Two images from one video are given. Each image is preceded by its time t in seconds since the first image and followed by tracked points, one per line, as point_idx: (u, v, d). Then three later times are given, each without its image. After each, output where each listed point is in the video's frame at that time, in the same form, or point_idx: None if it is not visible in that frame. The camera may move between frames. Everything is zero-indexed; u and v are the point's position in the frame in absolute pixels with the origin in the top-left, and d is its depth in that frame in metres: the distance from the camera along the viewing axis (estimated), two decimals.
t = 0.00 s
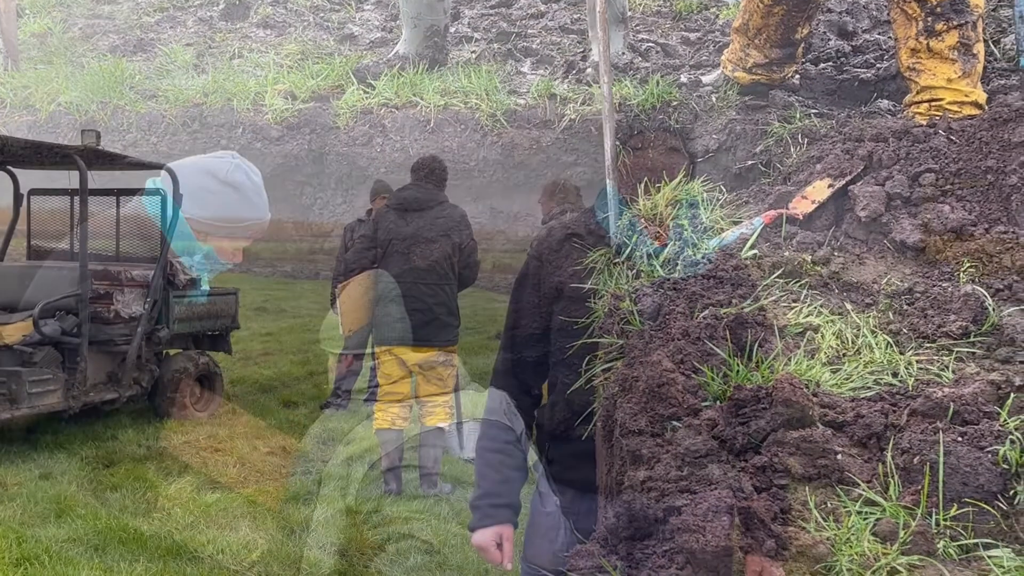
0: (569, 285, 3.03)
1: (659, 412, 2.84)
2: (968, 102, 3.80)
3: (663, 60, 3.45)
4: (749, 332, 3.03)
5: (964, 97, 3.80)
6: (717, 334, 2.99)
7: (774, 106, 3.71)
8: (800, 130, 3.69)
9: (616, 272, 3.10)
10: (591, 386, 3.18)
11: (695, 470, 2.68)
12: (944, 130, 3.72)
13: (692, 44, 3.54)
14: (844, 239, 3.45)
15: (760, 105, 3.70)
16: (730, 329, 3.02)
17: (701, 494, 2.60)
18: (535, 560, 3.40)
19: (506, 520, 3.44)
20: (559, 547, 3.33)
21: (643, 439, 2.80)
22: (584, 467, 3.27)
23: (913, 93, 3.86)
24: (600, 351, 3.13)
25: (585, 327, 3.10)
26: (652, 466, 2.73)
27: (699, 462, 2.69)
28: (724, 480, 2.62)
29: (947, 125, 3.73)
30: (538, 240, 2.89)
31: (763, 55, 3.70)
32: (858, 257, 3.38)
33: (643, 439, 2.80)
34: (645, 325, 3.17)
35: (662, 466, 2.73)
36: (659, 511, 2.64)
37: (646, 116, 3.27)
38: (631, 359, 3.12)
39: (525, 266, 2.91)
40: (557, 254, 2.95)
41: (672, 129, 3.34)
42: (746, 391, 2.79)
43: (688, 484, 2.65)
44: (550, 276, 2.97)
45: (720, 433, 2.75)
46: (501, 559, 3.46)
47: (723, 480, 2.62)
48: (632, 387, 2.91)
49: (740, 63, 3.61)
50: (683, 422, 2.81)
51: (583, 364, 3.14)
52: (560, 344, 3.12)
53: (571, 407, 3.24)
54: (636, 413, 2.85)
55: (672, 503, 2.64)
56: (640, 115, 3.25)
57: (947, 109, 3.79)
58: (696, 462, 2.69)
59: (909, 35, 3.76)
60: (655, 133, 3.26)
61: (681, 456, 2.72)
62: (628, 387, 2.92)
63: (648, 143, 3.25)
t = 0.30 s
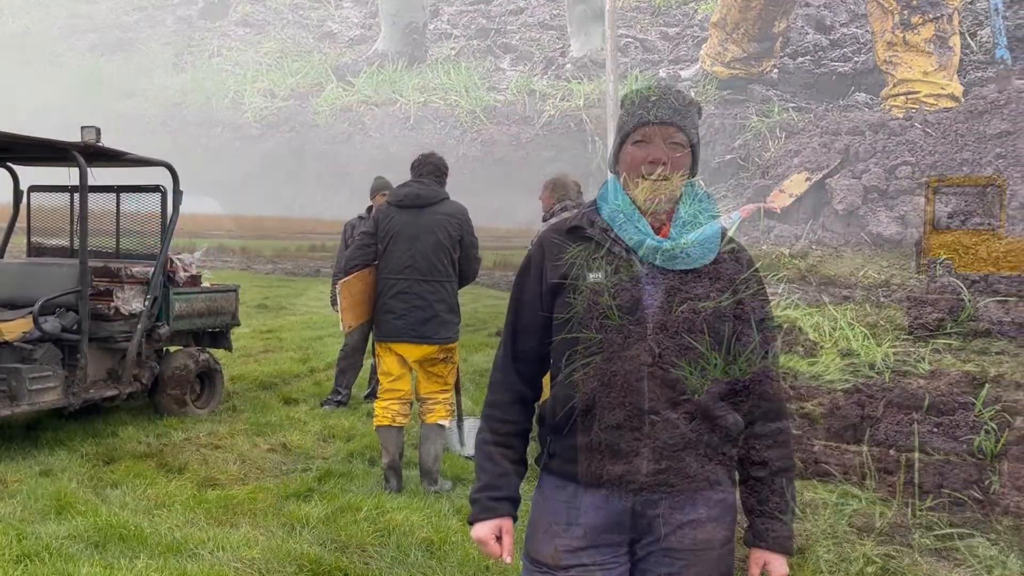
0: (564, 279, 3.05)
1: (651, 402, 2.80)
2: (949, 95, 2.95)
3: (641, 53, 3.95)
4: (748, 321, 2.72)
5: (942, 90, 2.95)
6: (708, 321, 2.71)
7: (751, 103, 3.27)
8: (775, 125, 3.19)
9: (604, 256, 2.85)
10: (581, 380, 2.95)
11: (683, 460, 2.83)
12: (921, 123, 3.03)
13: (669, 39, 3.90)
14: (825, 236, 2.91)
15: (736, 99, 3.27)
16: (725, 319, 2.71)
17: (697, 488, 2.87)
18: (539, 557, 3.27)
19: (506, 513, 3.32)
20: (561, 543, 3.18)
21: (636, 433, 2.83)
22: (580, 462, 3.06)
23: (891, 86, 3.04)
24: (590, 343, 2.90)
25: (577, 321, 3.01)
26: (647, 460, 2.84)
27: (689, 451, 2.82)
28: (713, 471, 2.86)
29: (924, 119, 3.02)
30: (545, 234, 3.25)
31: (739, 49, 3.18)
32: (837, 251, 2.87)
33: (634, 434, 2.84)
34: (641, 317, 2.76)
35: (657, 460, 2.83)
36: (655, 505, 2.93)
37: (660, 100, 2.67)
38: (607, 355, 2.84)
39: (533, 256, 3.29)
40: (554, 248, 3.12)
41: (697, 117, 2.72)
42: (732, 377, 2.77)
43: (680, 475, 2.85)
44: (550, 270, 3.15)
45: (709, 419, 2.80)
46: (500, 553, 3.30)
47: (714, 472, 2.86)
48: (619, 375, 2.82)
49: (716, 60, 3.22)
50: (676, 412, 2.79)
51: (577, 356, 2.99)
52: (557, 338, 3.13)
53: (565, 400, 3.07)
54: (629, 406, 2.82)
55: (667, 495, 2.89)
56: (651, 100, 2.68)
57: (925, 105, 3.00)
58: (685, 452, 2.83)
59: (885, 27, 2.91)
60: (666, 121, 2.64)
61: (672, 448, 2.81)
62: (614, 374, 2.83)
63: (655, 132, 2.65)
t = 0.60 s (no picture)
0: (572, 275, 3.28)
1: (656, 393, 3.16)
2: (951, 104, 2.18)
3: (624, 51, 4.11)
4: (729, 325, 3.27)
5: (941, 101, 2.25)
6: (702, 323, 3.21)
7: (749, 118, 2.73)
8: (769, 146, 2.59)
9: (613, 258, 3.25)
10: (590, 372, 3.22)
11: (682, 448, 3.18)
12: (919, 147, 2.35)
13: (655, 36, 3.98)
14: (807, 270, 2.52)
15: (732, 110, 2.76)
16: (712, 322, 3.22)
17: (695, 480, 3.20)
18: (537, 553, 3.28)
19: (507, 509, 3.33)
20: (562, 539, 3.22)
21: (642, 421, 3.16)
22: (587, 455, 3.22)
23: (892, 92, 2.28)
24: (601, 337, 3.22)
25: (584, 315, 3.24)
26: (652, 449, 3.16)
27: (686, 441, 3.18)
28: (708, 462, 3.23)
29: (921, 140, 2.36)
30: (547, 231, 3.43)
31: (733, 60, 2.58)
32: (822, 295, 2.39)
33: (642, 423, 3.16)
34: (646, 317, 3.18)
35: (660, 447, 3.16)
36: (657, 499, 3.19)
37: (667, 98, 3.32)
38: (608, 348, 3.20)
39: (535, 255, 3.46)
40: (561, 248, 3.36)
41: (698, 110, 3.38)
42: (718, 372, 3.29)
43: (679, 465, 3.18)
44: (553, 266, 3.36)
45: (705, 411, 3.21)
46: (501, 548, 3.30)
47: (708, 462, 3.23)
48: (630, 368, 3.17)
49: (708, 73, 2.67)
50: (676, 402, 3.19)
51: (585, 351, 3.25)
52: (560, 332, 3.33)
53: (572, 393, 3.25)
54: (639, 396, 3.16)
55: (668, 486, 3.17)
56: (660, 97, 3.33)
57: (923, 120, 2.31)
58: (683, 441, 3.18)
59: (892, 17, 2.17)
60: (672, 115, 3.30)
61: (671, 435, 3.16)
62: (624, 367, 3.17)
63: (661, 126, 3.33)
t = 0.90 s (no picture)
0: (575, 269, 3.25)
1: (657, 388, 3.14)
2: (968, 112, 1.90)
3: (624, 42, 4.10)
4: (731, 321, 3.24)
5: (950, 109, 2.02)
6: (703, 318, 3.18)
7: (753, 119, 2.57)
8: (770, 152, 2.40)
9: (615, 252, 3.23)
10: (592, 366, 3.19)
11: (683, 443, 3.15)
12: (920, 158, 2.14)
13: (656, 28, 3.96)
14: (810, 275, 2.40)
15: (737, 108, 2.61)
16: (714, 318, 3.20)
17: (696, 476, 3.17)
18: (539, 548, 3.26)
19: (505, 503, 3.31)
20: (563, 534, 3.19)
21: (642, 415, 3.13)
22: (588, 450, 3.20)
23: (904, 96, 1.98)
24: (603, 331, 3.19)
25: (586, 309, 3.21)
26: (652, 444, 3.13)
27: (687, 436, 3.15)
28: (709, 457, 3.20)
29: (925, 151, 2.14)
30: (549, 226, 3.41)
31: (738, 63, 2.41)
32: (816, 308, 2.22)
33: (643, 417, 3.13)
34: (648, 311, 3.16)
35: (662, 442, 3.13)
36: (658, 494, 3.16)
37: (672, 94, 3.30)
38: (610, 342, 3.17)
39: (537, 249, 3.43)
40: (563, 242, 3.33)
41: (702, 108, 3.36)
42: (719, 368, 3.26)
43: (680, 461, 3.15)
44: (555, 260, 3.32)
45: (705, 407, 3.19)
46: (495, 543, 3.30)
47: (709, 458, 3.20)
48: (631, 362, 3.14)
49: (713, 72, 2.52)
50: (677, 397, 3.16)
51: (586, 345, 3.22)
52: (562, 327, 3.30)
53: (573, 387, 3.22)
54: (640, 391, 3.13)
55: (669, 481, 3.14)
56: (665, 93, 3.30)
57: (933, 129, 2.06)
58: (684, 436, 3.15)
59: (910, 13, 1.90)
60: (678, 111, 3.28)
61: (672, 430, 3.14)
62: (626, 362, 3.15)
63: (666, 122, 3.30)
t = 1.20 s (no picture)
0: (575, 269, 3.23)
1: (658, 388, 3.11)
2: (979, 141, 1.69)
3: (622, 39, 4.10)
4: (732, 321, 3.22)
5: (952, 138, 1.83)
6: (705, 319, 3.16)
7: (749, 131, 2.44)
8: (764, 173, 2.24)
9: (616, 252, 3.21)
10: (592, 366, 3.17)
11: (684, 443, 3.13)
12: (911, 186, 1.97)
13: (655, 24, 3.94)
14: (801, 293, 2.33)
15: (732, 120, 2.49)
16: (716, 319, 3.18)
17: (696, 476, 3.15)
18: (539, 547, 3.24)
19: (506, 502, 3.28)
20: (564, 534, 3.16)
21: (643, 415, 3.11)
22: (588, 451, 3.17)
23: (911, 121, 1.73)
24: (604, 332, 3.17)
25: (587, 310, 3.19)
26: (653, 444, 3.11)
27: (687, 436, 3.13)
28: (710, 458, 3.18)
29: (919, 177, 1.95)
30: (550, 227, 3.39)
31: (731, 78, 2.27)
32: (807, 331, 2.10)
33: (644, 417, 3.11)
34: (649, 311, 3.14)
35: (662, 442, 3.11)
36: (658, 494, 3.14)
37: (678, 93, 3.28)
38: (612, 342, 3.15)
39: (537, 250, 3.41)
40: (564, 243, 3.31)
41: (707, 107, 3.35)
42: (720, 368, 3.24)
43: (681, 461, 3.12)
44: (556, 261, 3.30)
45: (706, 407, 3.16)
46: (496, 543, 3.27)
47: (709, 458, 3.18)
48: (632, 363, 3.12)
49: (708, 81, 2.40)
50: (678, 397, 3.14)
51: (587, 346, 3.20)
52: (563, 327, 3.28)
53: (574, 387, 3.20)
54: (640, 391, 3.11)
55: (670, 480, 3.12)
56: (671, 92, 3.28)
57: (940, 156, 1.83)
58: (684, 435, 3.13)
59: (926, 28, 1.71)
60: (685, 109, 3.26)
61: (672, 430, 3.12)
62: (626, 362, 3.13)
63: (673, 122, 3.28)
